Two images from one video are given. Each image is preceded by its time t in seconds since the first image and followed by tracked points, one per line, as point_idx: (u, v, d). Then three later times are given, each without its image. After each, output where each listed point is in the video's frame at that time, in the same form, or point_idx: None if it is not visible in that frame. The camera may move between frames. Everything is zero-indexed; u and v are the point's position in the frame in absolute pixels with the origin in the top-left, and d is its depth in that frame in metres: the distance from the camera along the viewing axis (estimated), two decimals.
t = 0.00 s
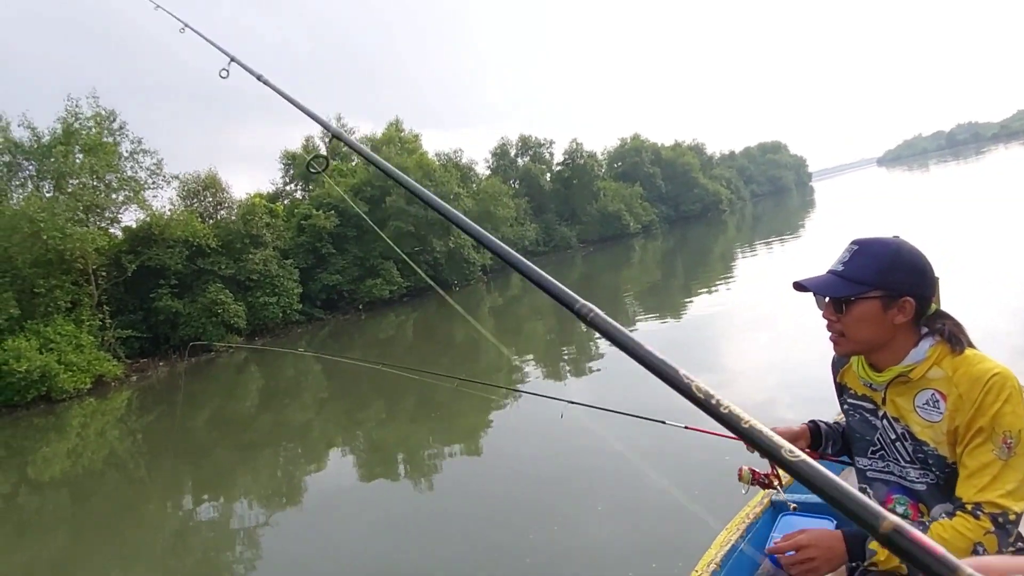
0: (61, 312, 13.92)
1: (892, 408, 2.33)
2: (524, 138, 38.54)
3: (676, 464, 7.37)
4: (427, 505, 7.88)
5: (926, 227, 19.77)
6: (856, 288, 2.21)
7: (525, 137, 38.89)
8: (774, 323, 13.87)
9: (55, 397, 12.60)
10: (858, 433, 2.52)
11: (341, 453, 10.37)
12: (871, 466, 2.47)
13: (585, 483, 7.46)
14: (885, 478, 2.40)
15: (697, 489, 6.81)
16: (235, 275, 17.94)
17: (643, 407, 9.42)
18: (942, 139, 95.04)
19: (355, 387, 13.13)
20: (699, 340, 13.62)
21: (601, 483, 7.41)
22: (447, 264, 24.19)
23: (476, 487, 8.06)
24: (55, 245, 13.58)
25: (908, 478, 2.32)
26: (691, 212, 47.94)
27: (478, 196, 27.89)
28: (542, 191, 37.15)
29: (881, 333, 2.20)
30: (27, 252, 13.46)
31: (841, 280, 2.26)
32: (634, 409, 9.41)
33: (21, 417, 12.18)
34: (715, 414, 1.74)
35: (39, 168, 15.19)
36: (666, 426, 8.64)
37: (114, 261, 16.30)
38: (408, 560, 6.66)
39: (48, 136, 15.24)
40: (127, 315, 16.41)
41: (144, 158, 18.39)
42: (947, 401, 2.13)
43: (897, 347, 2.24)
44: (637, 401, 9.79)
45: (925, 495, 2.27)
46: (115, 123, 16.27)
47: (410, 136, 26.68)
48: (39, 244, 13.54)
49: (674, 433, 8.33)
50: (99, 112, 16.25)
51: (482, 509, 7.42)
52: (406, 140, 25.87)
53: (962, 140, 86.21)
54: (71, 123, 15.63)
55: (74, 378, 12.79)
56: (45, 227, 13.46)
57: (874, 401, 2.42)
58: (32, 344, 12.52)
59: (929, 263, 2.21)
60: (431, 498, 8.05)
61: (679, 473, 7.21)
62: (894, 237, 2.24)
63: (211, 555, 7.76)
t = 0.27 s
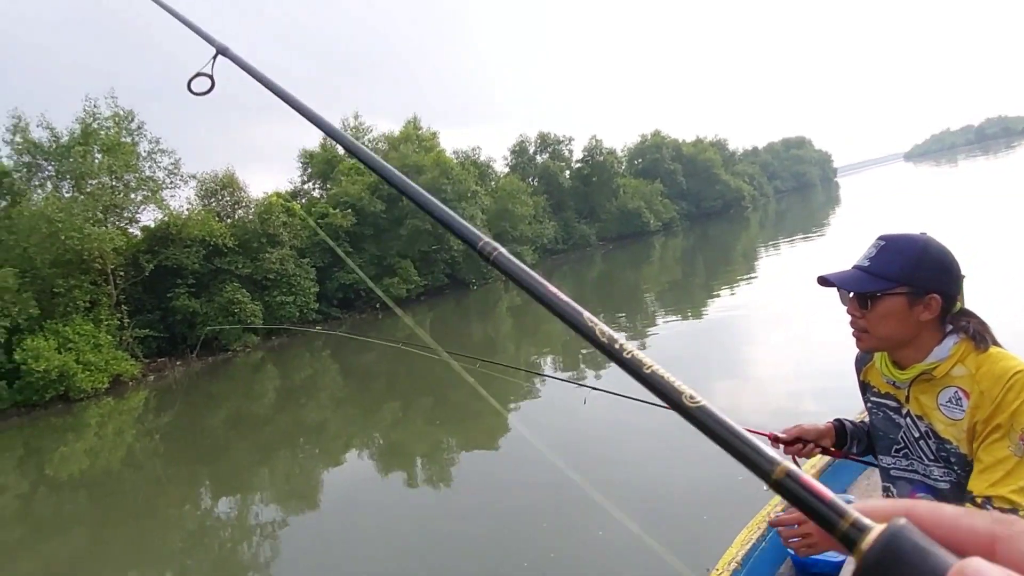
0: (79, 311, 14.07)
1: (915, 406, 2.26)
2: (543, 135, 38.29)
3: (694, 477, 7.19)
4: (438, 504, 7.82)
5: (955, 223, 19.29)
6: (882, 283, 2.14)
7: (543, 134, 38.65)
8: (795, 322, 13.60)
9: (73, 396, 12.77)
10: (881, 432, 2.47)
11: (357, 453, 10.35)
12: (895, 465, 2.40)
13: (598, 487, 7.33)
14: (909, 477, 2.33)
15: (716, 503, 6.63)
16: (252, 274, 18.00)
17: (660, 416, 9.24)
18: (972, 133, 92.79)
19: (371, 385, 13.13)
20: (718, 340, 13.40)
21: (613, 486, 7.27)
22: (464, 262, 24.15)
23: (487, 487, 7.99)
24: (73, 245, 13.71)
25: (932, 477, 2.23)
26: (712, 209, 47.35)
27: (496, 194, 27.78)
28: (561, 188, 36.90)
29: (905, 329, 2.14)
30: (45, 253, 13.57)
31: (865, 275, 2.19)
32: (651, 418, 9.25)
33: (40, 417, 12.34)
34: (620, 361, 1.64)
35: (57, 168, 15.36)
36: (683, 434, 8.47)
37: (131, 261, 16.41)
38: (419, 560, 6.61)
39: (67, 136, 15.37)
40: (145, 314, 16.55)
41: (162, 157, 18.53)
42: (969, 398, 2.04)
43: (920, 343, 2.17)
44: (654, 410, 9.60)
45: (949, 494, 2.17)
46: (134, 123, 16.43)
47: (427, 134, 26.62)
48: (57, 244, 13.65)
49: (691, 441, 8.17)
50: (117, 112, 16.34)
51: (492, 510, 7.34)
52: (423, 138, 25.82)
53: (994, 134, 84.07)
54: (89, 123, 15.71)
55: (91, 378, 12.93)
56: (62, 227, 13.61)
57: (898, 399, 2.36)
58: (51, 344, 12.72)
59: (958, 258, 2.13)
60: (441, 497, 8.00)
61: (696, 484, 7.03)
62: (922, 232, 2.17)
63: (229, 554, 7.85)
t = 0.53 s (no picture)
0: (121, 309, 14.40)
1: (961, 405, 2.01)
2: (579, 131, 37.94)
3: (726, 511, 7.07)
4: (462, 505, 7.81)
5: (1012, 217, 18.42)
6: (931, 278, 1.92)
7: (580, 130, 38.28)
8: (839, 321, 13.13)
9: (115, 393, 13.12)
10: (925, 432, 2.20)
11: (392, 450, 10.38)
12: (940, 467, 2.15)
13: (627, 513, 7.30)
14: (954, 478, 2.09)
15: (749, 541, 6.54)
16: (288, 273, 18.22)
17: (696, 435, 9.11)
18: None
19: (405, 383, 13.15)
20: (758, 339, 13.02)
21: (646, 514, 7.24)
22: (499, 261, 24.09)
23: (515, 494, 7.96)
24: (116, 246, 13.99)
25: (978, 479, 2.00)
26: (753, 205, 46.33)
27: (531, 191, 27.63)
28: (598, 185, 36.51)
29: (953, 328, 1.93)
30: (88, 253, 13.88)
31: (912, 269, 1.97)
32: (686, 436, 9.14)
33: (86, 413, 12.70)
34: (498, 493, 1.99)
35: (102, 170, 15.82)
36: (718, 457, 8.34)
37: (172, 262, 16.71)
38: (440, 560, 6.61)
39: (109, 138, 15.72)
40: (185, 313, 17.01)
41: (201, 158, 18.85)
42: (1019, 398, 1.83)
43: (968, 341, 1.95)
44: (689, 427, 9.46)
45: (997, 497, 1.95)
46: (174, 125, 16.71)
47: (462, 132, 26.60)
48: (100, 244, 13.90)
49: (727, 467, 8.03)
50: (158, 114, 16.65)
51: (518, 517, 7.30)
52: (458, 135, 25.80)
53: None
54: (130, 125, 16.01)
55: (132, 375, 13.21)
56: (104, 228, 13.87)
57: (943, 399, 2.11)
58: (93, 341, 13.09)
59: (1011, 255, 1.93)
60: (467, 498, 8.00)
61: (730, 519, 6.94)
62: (971, 226, 1.96)
63: (269, 547, 8.01)
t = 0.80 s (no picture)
0: (177, 304, 14.87)
1: None
2: (629, 125, 37.27)
3: (773, 522, 6.80)
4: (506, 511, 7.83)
5: None
6: (1001, 273, 1.75)
7: (630, 124, 37.62)
8: (902, 320, 12.49)
9: (170, 383, 13.57)
10: (989, 434, 1.97)
11: (439, 444, 10.42)
12: (1006, 470, 1.94)
13: (668, 519, 7.12)
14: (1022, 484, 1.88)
15: (796, 552, 6.26)
16: (336, 268, 18.55)
17: (746, 438, 8.79)
18: None
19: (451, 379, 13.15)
20: (814, 338, 12.50)
21: (688, 521, 7.02)
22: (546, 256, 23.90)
23: (559, 501, 7.91)
24: (171, 241, 14.42)
25: None
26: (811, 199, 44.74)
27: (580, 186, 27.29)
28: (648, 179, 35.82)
29: None
30: (145, 248, 14.32)
31: (982, 264, 1.80)
32: (736, 439, 8.82)
33: (144, 403, 13.16)
34: (497, 521, 1.73)
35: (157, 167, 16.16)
36: (769, 464, 8.02)
37: (224, 256, 17.15)
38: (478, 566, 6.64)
39: (166, 136, 16.20)
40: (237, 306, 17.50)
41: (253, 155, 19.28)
42: None
43: None
44: (739, 429, 9.12)
45: None
46: (227, 123, 17.12)
47: (510, 127, 26.45)
48: (156, 240, 14.34)
49: (780, 475, 7.71)
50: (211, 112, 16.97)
51: (560, 527, 7.27)
52: (506, 130, 25.66)
53: None
54: (185, 123, 16.45)
55: (185, 367, 13.71)
56: (159, 224, 14.25)
57: (1009, 400, 1.89)
58: (150, 334, 13.56)
59: None
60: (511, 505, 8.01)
61: (777, 530, 6.66)
62: None
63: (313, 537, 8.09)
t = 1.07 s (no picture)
0: (220, 294, 15.23)
1: None
2: (672, 117, 36.51)
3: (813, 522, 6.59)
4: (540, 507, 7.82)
5: None
6: None
7: (673, 115, 36.86)
8: (959, 318, 11.93)
9: (212, 372, 13.85)
10: None
11: (479, 436, 10.43)
12: None
13: (709, 517, 6.97)
14: None
15: (838, 551, 6.04)
16: (375, 260, 18.72)
17: (787, 438, 8.54)
18: None
19: (489, 371, 13.14)
20: (863, 335, 12.04)
21: (724, 522, 6.87)
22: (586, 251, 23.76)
23: (594, 497, 7.85)
24: (214, 233, 14.73)
25: None
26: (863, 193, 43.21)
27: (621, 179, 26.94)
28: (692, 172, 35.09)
29: None
30: (191, 240, 14.61)
31: None
32: (777, 438, 8.58)
33: (189, 391, 13.51)
34: None
35: (199, 159, 16.20)
36: (810, 463, 7.77)
37: (265, 249, 17.48)
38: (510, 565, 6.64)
39: (210, 129, 16.49)
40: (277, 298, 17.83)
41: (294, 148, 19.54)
42: None
43: None
44: (780, 428, 8.87)
45: None
46: (270, 116, 17.38)
47: (550, 119, 26.22)
48: (200, 232, 14.65)
49: (822, 474, 7.46)
50: (254, 105, 17.17)
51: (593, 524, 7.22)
52: (546, 123, 25.46)
53: None
54: (229, 116, 16.69)
55: (227, 356, 13.90)
56: (202, 216, 14.55)
57: None
58: (192, 323, 13.77)
59: None
60: (544, 501, 7.98)
61: (816, 530, 6.45)
62: None
63: (354, 525, 8.25)
